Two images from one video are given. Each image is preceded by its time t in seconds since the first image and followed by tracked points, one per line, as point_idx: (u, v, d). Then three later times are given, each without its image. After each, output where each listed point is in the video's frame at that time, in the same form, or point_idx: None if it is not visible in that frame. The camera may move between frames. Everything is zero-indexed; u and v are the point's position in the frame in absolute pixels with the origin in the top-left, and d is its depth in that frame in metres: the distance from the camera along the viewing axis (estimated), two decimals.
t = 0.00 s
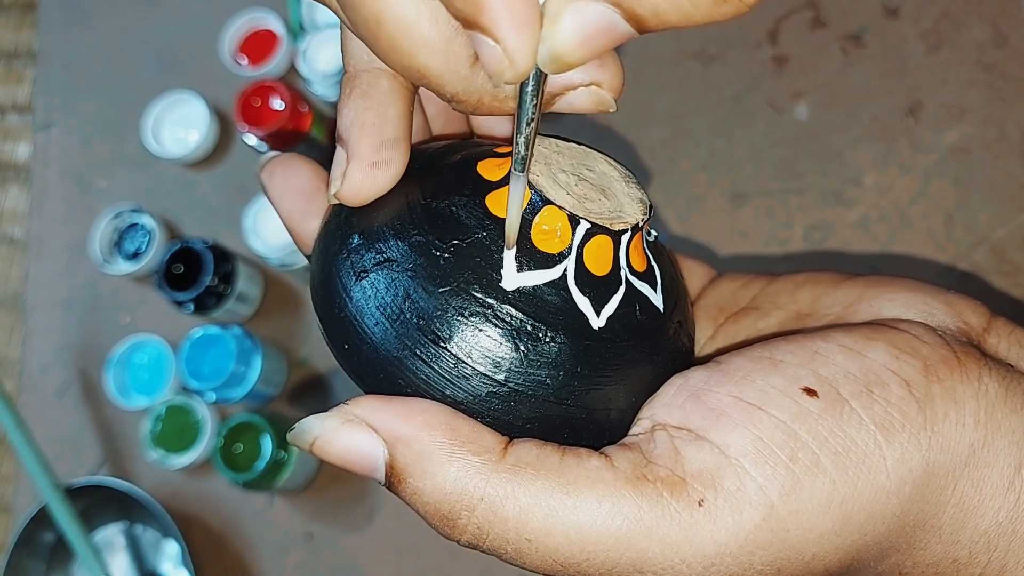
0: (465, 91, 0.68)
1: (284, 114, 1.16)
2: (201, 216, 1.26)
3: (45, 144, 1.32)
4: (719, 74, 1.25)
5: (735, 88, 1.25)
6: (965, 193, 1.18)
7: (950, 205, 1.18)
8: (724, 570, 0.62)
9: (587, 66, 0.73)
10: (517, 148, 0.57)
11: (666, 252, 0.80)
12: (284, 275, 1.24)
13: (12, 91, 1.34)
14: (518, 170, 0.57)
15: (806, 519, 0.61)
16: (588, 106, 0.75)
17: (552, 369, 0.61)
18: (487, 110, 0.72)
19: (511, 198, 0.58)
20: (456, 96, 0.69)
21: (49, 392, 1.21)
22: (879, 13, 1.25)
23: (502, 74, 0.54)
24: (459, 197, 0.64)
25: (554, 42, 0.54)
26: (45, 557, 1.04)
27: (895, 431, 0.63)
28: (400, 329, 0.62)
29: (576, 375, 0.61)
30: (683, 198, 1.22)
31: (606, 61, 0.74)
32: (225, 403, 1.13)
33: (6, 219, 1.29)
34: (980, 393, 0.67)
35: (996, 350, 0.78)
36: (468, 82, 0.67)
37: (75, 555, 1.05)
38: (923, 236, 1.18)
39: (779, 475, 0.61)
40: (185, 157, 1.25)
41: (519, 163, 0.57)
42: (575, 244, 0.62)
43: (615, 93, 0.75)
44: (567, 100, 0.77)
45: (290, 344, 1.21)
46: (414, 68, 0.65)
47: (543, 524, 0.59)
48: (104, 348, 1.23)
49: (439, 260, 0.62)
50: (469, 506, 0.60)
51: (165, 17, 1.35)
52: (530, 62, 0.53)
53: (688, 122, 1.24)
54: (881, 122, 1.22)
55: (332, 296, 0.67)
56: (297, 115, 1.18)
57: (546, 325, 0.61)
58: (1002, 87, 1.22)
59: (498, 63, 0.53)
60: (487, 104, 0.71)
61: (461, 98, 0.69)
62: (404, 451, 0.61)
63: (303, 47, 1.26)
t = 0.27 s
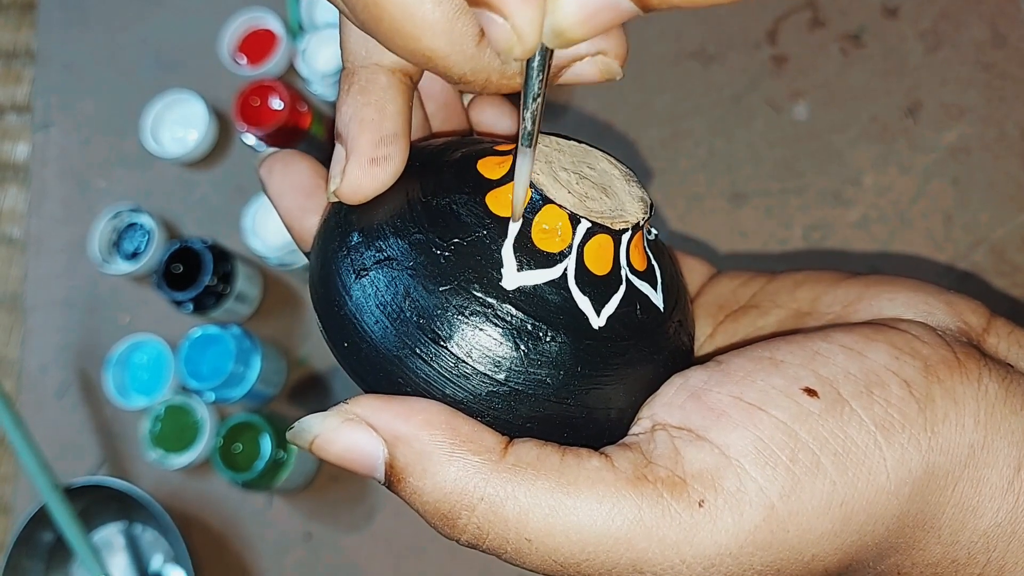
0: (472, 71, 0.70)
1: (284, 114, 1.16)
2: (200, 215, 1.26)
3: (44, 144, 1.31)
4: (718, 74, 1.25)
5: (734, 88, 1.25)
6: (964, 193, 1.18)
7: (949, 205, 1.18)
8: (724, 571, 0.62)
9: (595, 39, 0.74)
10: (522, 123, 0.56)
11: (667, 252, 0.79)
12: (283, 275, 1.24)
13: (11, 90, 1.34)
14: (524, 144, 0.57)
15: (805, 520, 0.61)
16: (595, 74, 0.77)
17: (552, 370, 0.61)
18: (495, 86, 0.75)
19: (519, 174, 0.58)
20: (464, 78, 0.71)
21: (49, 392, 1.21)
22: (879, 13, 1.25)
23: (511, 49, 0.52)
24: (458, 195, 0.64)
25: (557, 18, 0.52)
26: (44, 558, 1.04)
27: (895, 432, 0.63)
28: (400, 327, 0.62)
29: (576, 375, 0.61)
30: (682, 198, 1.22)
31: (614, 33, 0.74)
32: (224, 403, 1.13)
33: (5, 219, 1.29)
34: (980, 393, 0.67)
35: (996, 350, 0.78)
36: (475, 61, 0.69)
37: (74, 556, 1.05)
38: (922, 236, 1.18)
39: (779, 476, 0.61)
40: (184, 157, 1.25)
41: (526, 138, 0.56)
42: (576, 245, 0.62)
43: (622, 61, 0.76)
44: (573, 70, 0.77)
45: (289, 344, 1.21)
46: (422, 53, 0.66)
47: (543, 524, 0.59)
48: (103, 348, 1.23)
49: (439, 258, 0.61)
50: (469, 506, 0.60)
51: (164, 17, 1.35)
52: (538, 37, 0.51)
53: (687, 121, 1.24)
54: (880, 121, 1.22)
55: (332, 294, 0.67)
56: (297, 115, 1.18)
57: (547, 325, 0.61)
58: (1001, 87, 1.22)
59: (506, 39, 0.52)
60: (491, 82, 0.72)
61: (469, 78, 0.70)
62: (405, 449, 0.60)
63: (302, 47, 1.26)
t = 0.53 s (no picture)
0: (474, 65, 0.69)
1: (282, 113, 1.16)
2: (199, 215, 1.26)
3: (43, 143, 1.31)
4: (717, 74, 1.25)
5: (733, 88, 1.25)
6: (963, 192, 1.19)
7: (948, 204, 1.19)
8: (725, 566, 0.62)
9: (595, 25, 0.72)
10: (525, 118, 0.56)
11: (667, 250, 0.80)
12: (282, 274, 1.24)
13: (10, 91, 1.34)
14: (526, 138, 0.57)
15: (805, 515, 0.61)
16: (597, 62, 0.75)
17: (552, 365, 0.61)
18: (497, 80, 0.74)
19: (521, 168, 0.59)
20: (466, 71, 0.70)
21: (48, 391, 1.21)
22: (877, 12, 1.25)
23: (512, 41, 0.52)
24: (458, 191, 0.64)
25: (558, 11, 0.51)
26: (43, 557, 1.04)
27: (895, 429, 0.63)
28: (400, 323, 0.62)
29: (576, 371, 0.62)
30: (681, 197, 1.22)
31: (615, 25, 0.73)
32: (223, 402, 1.13)
33: (4, 219, 1.29)
34: (978, 390, 0.67)
35: (994, 348, 0.78)
36: (476, 55, 0.68)
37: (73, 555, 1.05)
38: (921, 235, 1.18)
39: (779, 471, 0.61)
40: (183, 157, 1.25)
41: (528, 132, 0.57)
42: (576, 241, 0.62)
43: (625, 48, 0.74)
44: (577, 59, 0.76)
45: (288, 343, 1.21)
46: (423, 49, 0.65)
47: (544, 519, 0.59)
48: (102, 348, 1.23)
49: (440, 254, 0.62)
50: (470, 501, 0.60)
51: (163, 17, 1.35)
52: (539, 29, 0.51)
53: (686, 121, 1.24)
54: (879, 121, 1.22)
55: (332, 290, 0.67)
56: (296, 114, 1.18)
57: (547, 321, 0.61)
58: (1000, 86, 1.22)
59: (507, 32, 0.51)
60: (496, 74, 0.72)
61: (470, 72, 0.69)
62: (405, 443, 0.60)
63: (301, 46, 1.26)
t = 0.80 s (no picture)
0: (476, 63, 0.66)
1: (282, 113, 1.17)
2: (198, 214, 1.26)
3: (42, 143, 1.32)
4: (716, 72, 1.25)
5: (732, 86, 1.25)
6: (962, 190, 1.19)
7: (947, 202, 1.19)
8: (727, 561, 0.62)
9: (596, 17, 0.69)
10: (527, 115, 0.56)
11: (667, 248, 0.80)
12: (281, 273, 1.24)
13: (9, 91, 1.35)
14: (527, 135, 0.58)
15: (806, 511, 0.61)
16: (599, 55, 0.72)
17: (554, 362, 0.61)
18: (499, 79, 0.70)
19: (523, 163, 0.59)
20: (467, 70, 0.67)
21: (47, 391, 1.21)
22: (877, 11, 1.25)
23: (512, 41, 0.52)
24: (460, 188, 0.64)
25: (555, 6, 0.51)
26: (43, 557, 1.04)
27: (895, 425, 0.63)
28: (401, 320, 0.62)
29: (577, 367, 0.61)
30: (680, 196, 1.22)
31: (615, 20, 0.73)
32: (223, 402, 1.13)
33: (4, 219, 1.30)
34: (978, 388, 0.67)
35: (993, 346, 0.78)
36: (478, 54, 0.65)
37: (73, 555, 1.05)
38: (921, 233, 1.18)
39: (780, 466, 0.61)
40: (182, 156, 1.25)
41: (529, 129, 0.57)
42: (577, 237, 0.63)
43: (626, 39, 0.71)
44: (580, 53, 0.73)
45: (288, 342, 1.21)
46: (425, 49, 0.64)
47: (546, 514, 0.59)
48: (102, 348, 1.23)
49: (441, 251, 0.62)
50: (471, 496, 0.60)
51: (161, 16, 1.35)
52: (538, 28, 0.51)
53: (685, 119, 1.24)
54: (878, 119, 1.22)
55: (332, 287, 0.66)
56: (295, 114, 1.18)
57: (549, 317, 0.61)
58: (999, 84, 1.22)
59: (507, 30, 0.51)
60: (499, 72, 0.69)
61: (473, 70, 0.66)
62: (406, 434, 0.60)
63: (299, 46, 1.26)
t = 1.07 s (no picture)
0: (488, 49, 0.65)
1: (281, 112, 1.17)
2: (198, 214, 1.26)
3: (41, 143, 1.32)
4: (715, 72, 1.25)
5: (732, 86, 1.25)
6: (962, 190, 1.19)
7: (947, 201, 1.19)
8: (726, 560, 0.62)
9: None
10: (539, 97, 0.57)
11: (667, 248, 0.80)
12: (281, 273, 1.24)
13: (9, 91, 1.35)
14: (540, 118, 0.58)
15: (806, 510, 0.61)
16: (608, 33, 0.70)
17: (554, 361, 0.61)
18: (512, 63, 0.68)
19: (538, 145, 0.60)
20: (479, 56, 0.66)
21: (47, 391, 1.21)
22: (876, 10, 1.25)
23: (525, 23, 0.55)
24: (460, 187, 0.64)
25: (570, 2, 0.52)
26: (43, 557, 1.04)
27: (895, 424, 0.63)
28: (402, 318, 0.62)
29: (577, 366, 0.61)
30: (680, 195, 1.22)
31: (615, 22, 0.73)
32: (223, 401, 1.13)
33: (3, 219, 1.30)
34: (978, 387, 0.67)
35: (993, 345, 0.78)
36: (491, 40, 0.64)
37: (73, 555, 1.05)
38: (920, 232, 1.18)
39: (780, 465, 0.61)
40: (181, 156, 1.25)
41: (542, 112, 0.57)
42: (578, 237, 0.63)
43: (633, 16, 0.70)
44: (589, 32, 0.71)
45: (288, 342, 1.21)
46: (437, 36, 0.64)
47: (546, 513, 0.59)
48: (101, 348, 1.22)
49: (442, 250, 0.62)
50: (471, 495, 0.60)
51: (160, 16, 1.35)
52: (548, 11, 0.53)
53: (685, 119, 1.24)
54: (878, 118, 1.22)
55: (333, 286, 0.66)
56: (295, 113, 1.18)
57: (549, 316, 0.61)
58: (999, 84, 1.22)
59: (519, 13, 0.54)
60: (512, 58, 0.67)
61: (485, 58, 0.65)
62: (407, 433, 0.60)
63: (298, 46, 1.26)
